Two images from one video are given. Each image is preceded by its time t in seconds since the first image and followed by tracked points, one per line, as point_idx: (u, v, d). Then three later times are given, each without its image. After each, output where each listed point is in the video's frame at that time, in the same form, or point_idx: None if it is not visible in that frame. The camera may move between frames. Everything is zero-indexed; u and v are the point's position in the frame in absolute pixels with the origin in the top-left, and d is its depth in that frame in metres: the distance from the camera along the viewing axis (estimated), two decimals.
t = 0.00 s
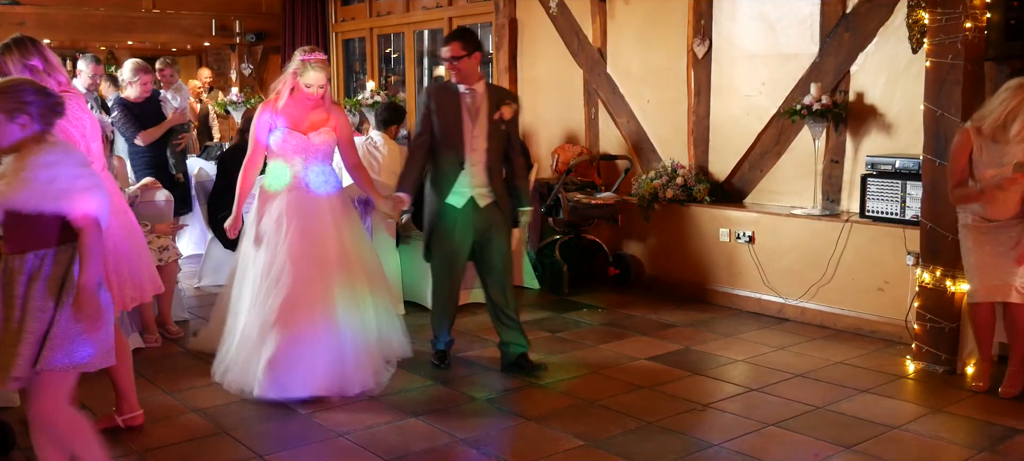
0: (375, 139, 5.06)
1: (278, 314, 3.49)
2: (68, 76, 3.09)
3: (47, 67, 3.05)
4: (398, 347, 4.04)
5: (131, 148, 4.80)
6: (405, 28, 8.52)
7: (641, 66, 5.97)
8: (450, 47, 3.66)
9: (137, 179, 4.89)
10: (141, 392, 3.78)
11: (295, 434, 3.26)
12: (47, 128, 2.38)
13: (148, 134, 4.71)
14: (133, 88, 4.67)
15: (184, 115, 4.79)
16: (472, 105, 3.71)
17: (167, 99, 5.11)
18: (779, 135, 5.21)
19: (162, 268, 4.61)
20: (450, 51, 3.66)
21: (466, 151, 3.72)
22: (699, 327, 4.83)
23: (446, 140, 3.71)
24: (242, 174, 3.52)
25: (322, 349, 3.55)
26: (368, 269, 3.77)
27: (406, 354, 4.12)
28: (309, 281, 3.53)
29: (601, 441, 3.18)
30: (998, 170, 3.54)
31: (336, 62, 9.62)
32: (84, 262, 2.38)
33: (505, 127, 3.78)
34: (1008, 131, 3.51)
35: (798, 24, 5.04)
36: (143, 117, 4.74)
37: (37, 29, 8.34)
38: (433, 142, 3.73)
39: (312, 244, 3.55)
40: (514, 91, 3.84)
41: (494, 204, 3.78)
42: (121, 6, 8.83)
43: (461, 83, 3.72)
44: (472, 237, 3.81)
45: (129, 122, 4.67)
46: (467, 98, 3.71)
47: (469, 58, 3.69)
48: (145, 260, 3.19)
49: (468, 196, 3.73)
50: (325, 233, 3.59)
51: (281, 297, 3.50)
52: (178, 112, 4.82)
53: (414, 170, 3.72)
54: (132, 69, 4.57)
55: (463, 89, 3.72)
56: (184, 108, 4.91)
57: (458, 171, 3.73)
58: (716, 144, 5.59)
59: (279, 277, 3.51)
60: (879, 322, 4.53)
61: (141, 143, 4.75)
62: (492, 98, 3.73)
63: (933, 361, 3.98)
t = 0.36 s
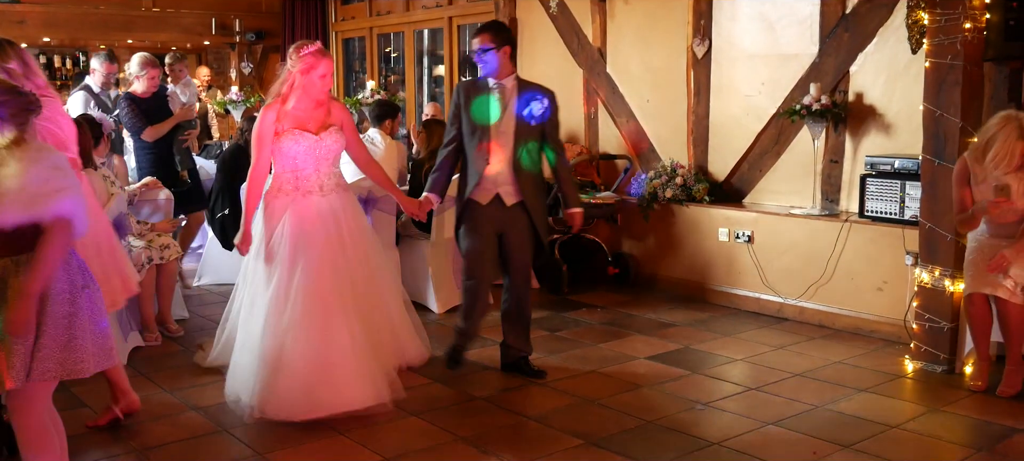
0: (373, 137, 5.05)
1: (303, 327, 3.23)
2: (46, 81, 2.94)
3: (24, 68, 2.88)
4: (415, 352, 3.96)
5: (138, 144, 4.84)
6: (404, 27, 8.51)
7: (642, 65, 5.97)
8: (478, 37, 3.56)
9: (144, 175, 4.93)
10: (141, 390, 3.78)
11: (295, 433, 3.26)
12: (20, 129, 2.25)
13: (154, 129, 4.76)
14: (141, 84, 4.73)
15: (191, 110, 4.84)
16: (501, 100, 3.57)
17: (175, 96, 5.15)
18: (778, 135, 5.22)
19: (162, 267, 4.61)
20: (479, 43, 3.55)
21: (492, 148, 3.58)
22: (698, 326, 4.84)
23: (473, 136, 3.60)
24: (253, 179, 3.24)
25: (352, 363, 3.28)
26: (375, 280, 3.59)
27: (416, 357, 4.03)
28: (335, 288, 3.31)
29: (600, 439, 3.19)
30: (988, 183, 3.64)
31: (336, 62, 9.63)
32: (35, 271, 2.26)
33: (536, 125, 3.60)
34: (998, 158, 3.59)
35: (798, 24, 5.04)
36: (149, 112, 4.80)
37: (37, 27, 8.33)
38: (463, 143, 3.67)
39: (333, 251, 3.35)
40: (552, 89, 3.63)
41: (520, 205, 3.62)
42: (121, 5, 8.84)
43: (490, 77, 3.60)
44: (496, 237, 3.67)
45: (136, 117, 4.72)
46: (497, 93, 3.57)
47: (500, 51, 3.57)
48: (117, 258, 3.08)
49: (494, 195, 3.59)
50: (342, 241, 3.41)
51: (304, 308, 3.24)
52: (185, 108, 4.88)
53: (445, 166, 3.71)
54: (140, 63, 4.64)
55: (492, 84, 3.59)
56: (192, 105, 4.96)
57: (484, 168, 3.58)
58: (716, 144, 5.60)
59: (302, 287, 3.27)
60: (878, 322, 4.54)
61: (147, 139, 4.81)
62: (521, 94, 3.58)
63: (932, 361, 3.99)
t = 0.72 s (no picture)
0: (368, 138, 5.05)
1: (317, 335, 3.20)
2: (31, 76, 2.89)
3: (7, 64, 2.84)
4: (419, 361, 3.79)
5: (142, 143, 4.85)
6: (403, 27, 8.51)
7: (640, 65, 5.98)
8: (494, 37, 3.49)
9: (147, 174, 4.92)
10: (141, 390, 3.79)
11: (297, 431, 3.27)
12: (21, 124, 2.31)
13: (159, 129, 4.76)
14: (149, 82, 4.75)
15: (197, 112, 4.84)
16: (517, 101, 3.56)
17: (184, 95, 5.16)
18: (776, 134, 5.23)
19: (162, 266, 4.62)
20: (495, 42, 3.50)
21: (509, 149, 3.54)
22: (697, 325, 4.86)
23: (489, 137, 3.57)
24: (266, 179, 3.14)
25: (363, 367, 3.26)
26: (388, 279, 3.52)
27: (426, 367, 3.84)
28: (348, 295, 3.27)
29: (599, 437, 3.20)
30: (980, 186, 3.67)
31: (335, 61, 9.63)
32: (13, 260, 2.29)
33: (552, 124, 3.57)
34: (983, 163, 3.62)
35: (795, 24, 5.06)
36: (156, 112, 4.81)
37: (35, 27, 8.32)
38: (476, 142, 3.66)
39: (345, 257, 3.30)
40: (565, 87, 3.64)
41: (538, 205, 3.58)
42: (119, 5, 8.84)
43: (505, 77, 3.58)
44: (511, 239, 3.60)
45: (142, 115, 4.74)
46: (512, 93, 3.56)
47: (515, 51, 3.52)
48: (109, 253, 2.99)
49: (512, 195, 3.54)
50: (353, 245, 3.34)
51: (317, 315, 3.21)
52: (192, 109, 4.88)
53: (457, 165, 3.67)
54: (148, 61, 4.65)
55: (508, 84, 3.58)
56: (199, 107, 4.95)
57: (500, 170, 3.54)
58: (714, 143, 5.61)
59: (315, 294, 3.22)
60: (876, 321, 4.55)
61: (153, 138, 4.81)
62: (537, 93, 3.56)
63: (929, 359, 4.01)
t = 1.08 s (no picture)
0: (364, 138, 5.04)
1: (335, 344, 3.01)
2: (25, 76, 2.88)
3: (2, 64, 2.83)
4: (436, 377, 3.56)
5: (151, 146, 4.80)
6: (399, 27, 8.50)
7: (636, 65, 5.99)
8: (498, 35, 3.34)
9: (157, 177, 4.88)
10: (138, 390, 3.78)
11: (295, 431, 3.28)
12: (13, 126, 2.29)
13: (167, 131, 4.72)
14: (156, 84, 4.72)
15: (206, 113, 4.80)
16: (523, 103, 3.41)
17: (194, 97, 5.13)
18: (772, 134, 5.25)
19: (160, 267, 4.62)
20: (500, 41, 3.35)
21: (518, 151, 3.40)
22: (694, 324, 4.87)
23: (498, 140, 3.42)
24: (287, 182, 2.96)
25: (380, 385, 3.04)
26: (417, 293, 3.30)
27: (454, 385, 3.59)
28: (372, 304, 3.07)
29: (598, 437, 3.21)
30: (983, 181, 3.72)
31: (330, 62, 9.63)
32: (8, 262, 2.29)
33: (560, 124, 3.45)
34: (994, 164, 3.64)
35: (791, 23, 5.07)
36: (164, 114, 4.77)
37: (32, 28, 8.32)
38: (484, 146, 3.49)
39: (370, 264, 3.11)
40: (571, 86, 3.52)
41: (549, 210, 3.44)
42: (116, 6, 8.84)
43: (510, 77, 3.43)
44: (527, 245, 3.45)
45: (150, 119, 4.69)
46: (518, 94, 3.42)
47: (520, 50, 3.37)
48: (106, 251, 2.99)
49: (524, 200, 3.39)
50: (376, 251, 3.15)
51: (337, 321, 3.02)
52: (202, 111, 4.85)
53: (464, 171, 3.49)
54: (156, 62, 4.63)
55: (514, 85, 3.43)
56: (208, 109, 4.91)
57: (512, 175, 3.38)
58: (711, 142, 5.62)
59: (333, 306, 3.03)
60: (873, 319, 4.57)
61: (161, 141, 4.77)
62: (544, 94, 3.44)
63: (925, 358, 4.02)
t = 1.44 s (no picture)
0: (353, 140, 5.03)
1: (351, 349, 2.93)
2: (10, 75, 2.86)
3: None
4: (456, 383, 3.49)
5: (158, 146, 4.82)
6: (392, 28, 8.50)
7: (629, 67, 6.01)
8: (496, 32, 3.28)
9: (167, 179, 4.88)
10: (131, 391, 3.78)
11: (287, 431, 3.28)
12: None
13: (175, 130, 4.74)
14: (160, 83, 4.76)
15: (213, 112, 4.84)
16: (524, 100, 3.36)
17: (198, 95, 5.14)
18: (765, 135, 5.27)
19: (152, 267, 4.61)
20: (497, 39, 3.29)
21: (523, 151, 3.36)
22: (686, 326, 4.88)
23: (502, 141, 3.37)
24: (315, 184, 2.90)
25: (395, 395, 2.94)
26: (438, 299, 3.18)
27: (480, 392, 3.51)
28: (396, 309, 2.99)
29: (591, 437, 3.22)
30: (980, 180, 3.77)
31: (323, 63, 9.63)
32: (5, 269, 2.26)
33: (561, 122, 3.43)
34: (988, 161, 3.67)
35: (784, 26, 5.09)
36: (170, 113, 4.79)
37: (25, 28, 8.31)
38: (488, 149, 3.41)
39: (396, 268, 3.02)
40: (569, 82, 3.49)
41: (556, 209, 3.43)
42: (109, 6, 8.84)
43: (509, 75, 3.38)
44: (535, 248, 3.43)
45: (157, 118, 4.72)
46: (518, 92, 3.37)
47: (520, 46, 3.31)
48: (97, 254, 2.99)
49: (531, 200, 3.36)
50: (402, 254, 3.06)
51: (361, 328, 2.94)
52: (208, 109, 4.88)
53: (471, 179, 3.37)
54: (160, 60, 4.67)
55: (513, 83, 3.38)
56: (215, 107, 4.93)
57: (518, 175, 3.35)
58: (703, 144, 5.64)
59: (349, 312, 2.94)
60: (864, 321, 4.59)
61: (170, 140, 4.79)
62: (546, 90, 3.40)
63: (916, 359, 4.04)
